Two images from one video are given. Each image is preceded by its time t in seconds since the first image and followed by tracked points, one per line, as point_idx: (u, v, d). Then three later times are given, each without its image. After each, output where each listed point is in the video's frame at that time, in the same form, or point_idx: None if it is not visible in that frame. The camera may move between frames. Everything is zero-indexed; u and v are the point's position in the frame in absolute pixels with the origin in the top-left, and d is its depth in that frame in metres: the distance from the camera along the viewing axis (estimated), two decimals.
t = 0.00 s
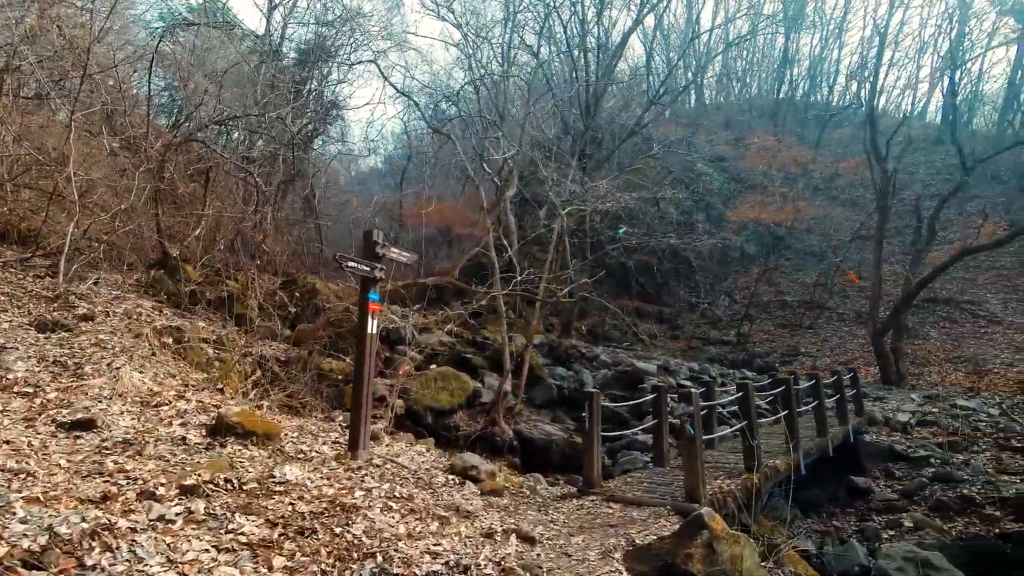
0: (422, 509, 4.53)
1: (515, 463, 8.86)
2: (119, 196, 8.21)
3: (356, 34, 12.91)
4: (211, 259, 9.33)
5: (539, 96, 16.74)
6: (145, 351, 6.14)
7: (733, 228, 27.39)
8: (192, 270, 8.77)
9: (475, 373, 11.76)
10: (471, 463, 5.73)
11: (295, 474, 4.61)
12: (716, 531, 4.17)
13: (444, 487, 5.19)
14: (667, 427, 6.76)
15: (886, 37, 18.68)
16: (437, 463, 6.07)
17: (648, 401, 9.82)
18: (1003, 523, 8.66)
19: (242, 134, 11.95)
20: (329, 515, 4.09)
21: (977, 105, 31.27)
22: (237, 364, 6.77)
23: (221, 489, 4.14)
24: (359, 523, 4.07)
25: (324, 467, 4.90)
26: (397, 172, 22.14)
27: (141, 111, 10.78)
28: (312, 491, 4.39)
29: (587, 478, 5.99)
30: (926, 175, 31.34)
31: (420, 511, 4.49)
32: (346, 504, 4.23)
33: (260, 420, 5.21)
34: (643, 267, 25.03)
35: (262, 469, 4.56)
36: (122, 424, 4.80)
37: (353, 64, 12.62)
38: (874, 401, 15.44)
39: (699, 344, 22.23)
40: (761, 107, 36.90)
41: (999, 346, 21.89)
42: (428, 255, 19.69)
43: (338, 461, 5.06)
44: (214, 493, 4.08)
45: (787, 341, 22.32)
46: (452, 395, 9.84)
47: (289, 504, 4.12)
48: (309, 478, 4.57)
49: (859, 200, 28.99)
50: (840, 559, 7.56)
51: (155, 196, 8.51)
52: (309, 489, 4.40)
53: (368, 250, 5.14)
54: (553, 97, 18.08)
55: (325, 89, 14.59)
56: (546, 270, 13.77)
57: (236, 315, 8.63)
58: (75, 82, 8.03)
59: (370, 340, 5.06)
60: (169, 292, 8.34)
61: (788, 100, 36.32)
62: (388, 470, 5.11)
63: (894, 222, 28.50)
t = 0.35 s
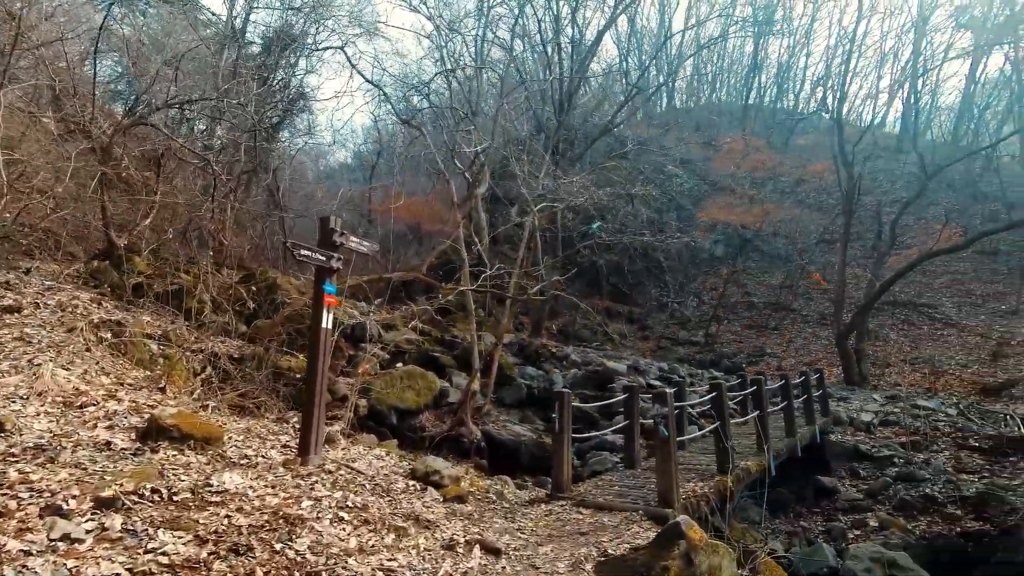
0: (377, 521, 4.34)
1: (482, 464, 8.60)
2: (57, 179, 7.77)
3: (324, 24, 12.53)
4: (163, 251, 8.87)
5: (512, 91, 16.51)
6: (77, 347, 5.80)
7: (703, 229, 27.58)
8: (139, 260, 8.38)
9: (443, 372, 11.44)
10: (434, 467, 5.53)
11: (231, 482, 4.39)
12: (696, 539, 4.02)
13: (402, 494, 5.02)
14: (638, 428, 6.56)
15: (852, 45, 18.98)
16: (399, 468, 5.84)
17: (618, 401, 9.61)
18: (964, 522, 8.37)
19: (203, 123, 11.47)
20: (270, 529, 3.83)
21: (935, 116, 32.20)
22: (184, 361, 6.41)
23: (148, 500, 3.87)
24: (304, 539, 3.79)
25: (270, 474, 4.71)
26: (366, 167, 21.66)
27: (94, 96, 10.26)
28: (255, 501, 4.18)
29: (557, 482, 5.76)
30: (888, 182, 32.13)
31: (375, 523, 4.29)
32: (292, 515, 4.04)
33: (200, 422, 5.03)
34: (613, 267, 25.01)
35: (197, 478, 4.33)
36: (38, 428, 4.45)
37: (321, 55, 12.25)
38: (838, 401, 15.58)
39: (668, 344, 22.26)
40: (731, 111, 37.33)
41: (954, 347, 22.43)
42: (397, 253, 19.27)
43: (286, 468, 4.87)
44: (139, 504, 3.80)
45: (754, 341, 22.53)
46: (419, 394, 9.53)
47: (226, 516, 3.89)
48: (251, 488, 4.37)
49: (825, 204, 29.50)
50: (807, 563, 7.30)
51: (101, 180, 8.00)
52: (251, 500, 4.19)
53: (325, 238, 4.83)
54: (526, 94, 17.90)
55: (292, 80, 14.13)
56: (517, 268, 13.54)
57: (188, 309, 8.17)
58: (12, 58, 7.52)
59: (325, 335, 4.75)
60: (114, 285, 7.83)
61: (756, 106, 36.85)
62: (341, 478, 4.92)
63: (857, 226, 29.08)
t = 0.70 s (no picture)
0: (326, 530, 3.99)
1: (450, 464, 8.25)
2: None
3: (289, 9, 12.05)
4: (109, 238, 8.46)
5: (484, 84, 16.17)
6: None
7: (674, 228, 27.69)
8: (83, 247, 8.03)
9: (410, 368, 11.04)
10: (393, 469, 5.30)
11: (154, 486, 4.05)
12: (679, 547, 3.74)
13: (354, 499, 4.69)
14: (611, 426, 6.29)
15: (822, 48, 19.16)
16: (355, 472, 5.50)
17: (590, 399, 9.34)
18: (933, 518, 8.23)
19: (158, 109, 10.87)
20: (193, 541, 3.46)
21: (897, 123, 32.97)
22: (122, 354, 5.99)
23: (46, 508, 3.52)
24: (235, 553, 3.43)
25: (203, 476, 4.36)
26: (334, 161, 21.09)
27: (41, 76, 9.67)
28: (180, 508, 3.82)
29: (528, 484, 5.46)
30: (853, 187, 32.77)
31: (323, 533, 3.95)
32: (219, 522, 3.68)
33: (123, 419, 4.69)
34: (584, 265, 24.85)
35: (115, 482, 3.98)
36: None
37: (285, 41, 11.74)
38: (806, 399, 15.60)
39: (639, 342, 22.17)
40: (702, 113, 37.61)
41: (915, 347, 22.87)
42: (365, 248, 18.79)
43: (224, 469, 4.53)
44: (34, 514, 3.44)
45: (723, 340, 22.58)
46: (383, 391, 9.15)
47: (138, 525, 3.52)
48: (177, 492, 4.02)
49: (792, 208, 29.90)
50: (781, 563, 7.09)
51: (41, 162, 7.64)
52: (177, 506, 3.83)
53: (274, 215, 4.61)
54: (498, 90, 17.63)
55: (257, 68, 13.57)
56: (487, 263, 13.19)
57: (134, 300, 7.67)
58: None
59: (271, 320, 4.49)
60: (48, 271, 7.42)
61: (726, 109, 37.20)
62: (285, 481, 4.59)
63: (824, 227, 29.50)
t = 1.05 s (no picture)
0: (286, 538, 3.68)
1: (431, 463, 7.94)
2: None
3: None
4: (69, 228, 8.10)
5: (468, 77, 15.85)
6: None
7: (660, 227, 27.56)
8: (40, 233, 7.68)
9: (391, 365, 10.71)
10: (366, 469, 5.00)
11: (88, 489, 3.75)
12: (682, 554, 3.58)
13: (323, 503, 4.39)
14: (601, 423, 6.02)
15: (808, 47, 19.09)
16: (327, 473, 5.19)
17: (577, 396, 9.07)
18: (924, 517, 8.13)
19: (129, 97, 10.42)
20: (126, 553, 3.14)
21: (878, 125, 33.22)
22: (76, 347, 5.74)
23: None
24: (175, 565, 3.12)
25: (148, 477, 4.08)
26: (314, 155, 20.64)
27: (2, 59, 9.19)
28: (116, 513, 3.53)
29: (514, 483, 5.19)
30: (835, 188, 32.98)
31: (283, 541, 3.64)
32: (160, 530, 3.38)
33: (59, 414, 4.42)
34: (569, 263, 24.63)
35: (43, 484, 3.70)
36: None
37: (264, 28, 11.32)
38: (792, 397, 15.49)
39: (623, 341, 22.00)
40: (687, 112, 37.60)
41: (896, 346, 22.94)
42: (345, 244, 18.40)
43: (174, 469, 4.24)
44: None
45: (708, 339, 22.47)
46: (362, 388, 8.82)
47: (62, 535, 3.23)
48: (115, 496, 3.73)
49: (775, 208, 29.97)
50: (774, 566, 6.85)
51: None
52: (111, 512, 3.53)
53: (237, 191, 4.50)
54: (484, 85, 17.32)
55: (235, 57, 13.13)
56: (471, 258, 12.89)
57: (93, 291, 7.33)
58: None
59: (231, 302, 4.38)
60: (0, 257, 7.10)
61: (711, 108, 37.26)
62: (244, 482, 4.30)
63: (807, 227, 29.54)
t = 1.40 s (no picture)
0: (224, 567, 3.28)
1: (404, 468, 7.55)
2: None
3: None
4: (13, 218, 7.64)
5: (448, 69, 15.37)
6: None
7: (640, 226, 27.45)
8: None
9: (363, 363, 10.27)
10: (330, 480, 4.60)
11: None
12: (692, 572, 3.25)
13: (274, 524, 3.99)
14: (586, 425, 5.70)
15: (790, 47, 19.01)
16: (284, 486, 4.77)
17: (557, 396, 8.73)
18: (909, 520, 7.94)
19: (88, 80, 9.81)
20: None
21: (854, 129, 33.56)
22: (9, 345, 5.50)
23: None
24: None
25: (57, 499, 3.74)
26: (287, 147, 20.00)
27: None
28: (12, 543, 3.17)
29: (492, 492, 4.83)
30: (811, 192, 33.21)
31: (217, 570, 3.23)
32: (60, 566, 2.99)
33: None
34: (548, 262, 24.33)
35: None
36: None
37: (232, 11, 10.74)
38: (773, 397, 15.36)
39: (602, 340, 21.76)
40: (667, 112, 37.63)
41: (871, 347, 23.07)
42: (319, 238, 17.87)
43: (94, 486, 3.90)
44: None
45: (687, 339, 22.29)
46: (331, 389, 8.39)
47: None
48: (13, 522, 3.39)
49: (752, 210, 30.10)
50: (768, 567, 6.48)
51: None
52: (7, 543, 3.16)
53: (180, 164, 4.19)
54: (462, 77, 16.88)
55: (204, 42, 12.50)
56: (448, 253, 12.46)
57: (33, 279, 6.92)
58: None
59: (171, 289, 4.06)
60: None
61: (690, 110, 37.37)
62: (179, 500, 3.93)
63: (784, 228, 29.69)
